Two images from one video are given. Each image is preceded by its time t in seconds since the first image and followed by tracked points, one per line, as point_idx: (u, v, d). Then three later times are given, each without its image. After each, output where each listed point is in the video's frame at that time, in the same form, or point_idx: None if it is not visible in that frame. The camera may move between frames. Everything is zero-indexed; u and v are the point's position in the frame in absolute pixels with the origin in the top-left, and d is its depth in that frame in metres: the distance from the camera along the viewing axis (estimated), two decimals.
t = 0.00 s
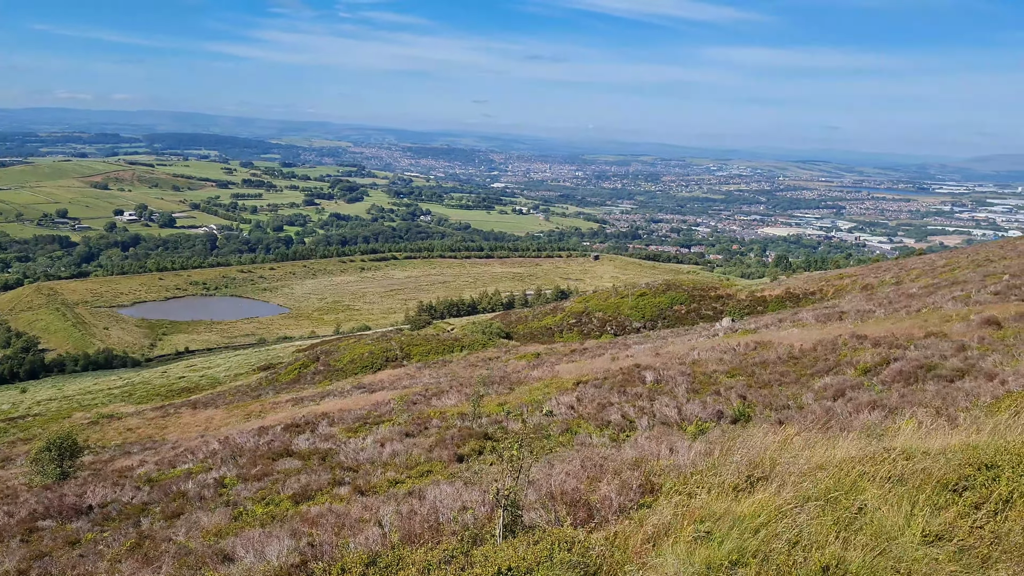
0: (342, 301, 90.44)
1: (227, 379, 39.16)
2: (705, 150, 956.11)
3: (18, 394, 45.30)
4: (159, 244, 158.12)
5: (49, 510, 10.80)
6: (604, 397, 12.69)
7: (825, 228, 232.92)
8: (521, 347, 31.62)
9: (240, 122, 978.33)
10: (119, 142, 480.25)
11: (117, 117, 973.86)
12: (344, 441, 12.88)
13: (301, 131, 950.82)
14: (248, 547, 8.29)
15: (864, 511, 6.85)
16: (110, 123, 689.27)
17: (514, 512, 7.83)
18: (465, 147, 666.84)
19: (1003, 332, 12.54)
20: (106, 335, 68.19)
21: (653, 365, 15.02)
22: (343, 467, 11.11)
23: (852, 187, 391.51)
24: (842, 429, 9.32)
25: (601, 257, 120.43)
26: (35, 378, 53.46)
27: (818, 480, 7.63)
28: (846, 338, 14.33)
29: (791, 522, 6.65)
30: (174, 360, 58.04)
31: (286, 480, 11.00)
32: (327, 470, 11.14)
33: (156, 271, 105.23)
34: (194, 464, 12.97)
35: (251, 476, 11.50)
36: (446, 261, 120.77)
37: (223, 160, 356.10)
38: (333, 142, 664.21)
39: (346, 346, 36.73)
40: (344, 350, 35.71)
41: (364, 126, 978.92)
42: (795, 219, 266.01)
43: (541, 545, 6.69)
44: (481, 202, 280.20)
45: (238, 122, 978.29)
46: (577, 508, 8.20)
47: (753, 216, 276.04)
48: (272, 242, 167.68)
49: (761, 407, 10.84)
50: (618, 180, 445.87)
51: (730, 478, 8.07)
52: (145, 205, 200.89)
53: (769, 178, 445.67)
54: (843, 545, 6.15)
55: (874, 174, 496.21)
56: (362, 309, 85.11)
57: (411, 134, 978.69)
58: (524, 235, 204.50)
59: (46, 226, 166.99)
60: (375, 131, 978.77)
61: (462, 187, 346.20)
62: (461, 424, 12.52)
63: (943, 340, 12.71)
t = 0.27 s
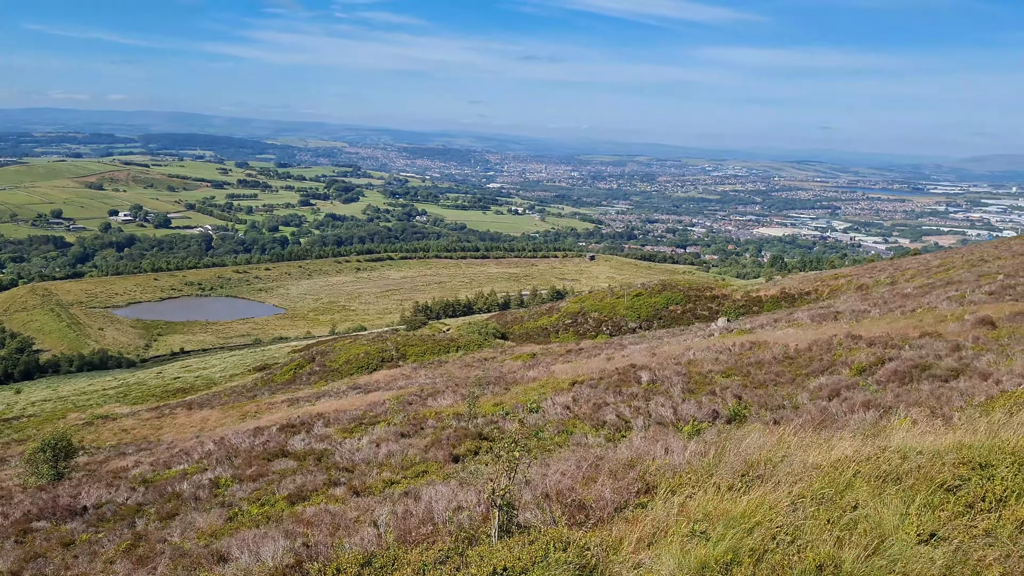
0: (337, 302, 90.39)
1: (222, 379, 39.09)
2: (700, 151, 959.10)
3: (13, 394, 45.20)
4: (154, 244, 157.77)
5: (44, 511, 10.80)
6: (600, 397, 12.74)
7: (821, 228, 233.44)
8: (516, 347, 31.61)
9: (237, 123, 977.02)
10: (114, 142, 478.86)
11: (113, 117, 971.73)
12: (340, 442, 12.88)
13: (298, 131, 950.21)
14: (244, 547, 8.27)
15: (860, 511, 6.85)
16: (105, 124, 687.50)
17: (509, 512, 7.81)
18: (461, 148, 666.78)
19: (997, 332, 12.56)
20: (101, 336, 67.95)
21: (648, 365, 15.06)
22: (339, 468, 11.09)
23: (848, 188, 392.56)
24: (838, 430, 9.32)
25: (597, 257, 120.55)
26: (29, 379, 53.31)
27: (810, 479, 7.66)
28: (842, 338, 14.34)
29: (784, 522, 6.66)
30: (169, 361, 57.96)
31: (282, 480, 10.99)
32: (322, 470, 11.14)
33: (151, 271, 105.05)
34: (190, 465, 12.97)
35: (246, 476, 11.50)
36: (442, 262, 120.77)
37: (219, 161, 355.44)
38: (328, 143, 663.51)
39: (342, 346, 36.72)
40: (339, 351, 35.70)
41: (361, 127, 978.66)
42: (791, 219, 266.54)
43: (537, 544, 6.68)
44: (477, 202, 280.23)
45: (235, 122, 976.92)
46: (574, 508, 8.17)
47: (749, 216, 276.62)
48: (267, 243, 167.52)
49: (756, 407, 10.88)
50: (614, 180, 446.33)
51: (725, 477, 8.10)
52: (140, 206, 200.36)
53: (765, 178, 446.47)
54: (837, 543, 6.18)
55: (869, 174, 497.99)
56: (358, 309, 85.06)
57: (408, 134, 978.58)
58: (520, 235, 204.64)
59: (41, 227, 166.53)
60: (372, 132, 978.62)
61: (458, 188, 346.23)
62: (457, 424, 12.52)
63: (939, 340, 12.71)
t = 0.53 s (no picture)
0: (335, 302, 90.38)
1: (221, 380, 39.09)
2: (699, 151, 959.53)
3: (11, 395, 45.14)
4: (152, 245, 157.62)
5: (40, 512, 10.78)
6: (598, 397, 12.73)
7: (819, 228, 233.50)
8: (514, 347, 31.63)
9: (236, 123, 976.68)
10: (112, 142, 478.79)
11: (112, 118, 971.25)
12: (338, 442, 12.88)
13: (297, 132, 950.20)
14: (241, 548, 8.25)
15: (858, 510, 6.85)
16: (104, 125, 687.27)
17: (506, 513, 7.80)
18: (460, 148, 666.64)
19: (995, 332, 12.56)
20: (99, 336, 67.89)
21: (646, 365, 15.04)
22: (336, 468, 11.11)
23: (846, 188, 392.83)
24: (836, 430, 9.32)
25: (595, 257, 120.55)
26: (27, 380, 53.28)
27: (807, 479, 7.65)
28: (840, 338, 14.35)
29: (780, 523, 6.65)
30: (167, 361, 57.93)
31: (279, 481, 10.99)
32: (320, 471, 11.14)
33: (149, 271, 105.02)
34: (188, 466, 12.95)
35: (244, 477, 11.49)
36: (441, 262, 120.73)
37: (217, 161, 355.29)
38: (327, 143, 663.31)
39: (341, 346, 36.69)
40: (338, 351, 35.67)
41: (360, 127, 978.79)
42: (789, 219, 266.57)
43: (535, 545, 6.66)
44: (475, 202, 280.17)
45: (234, 123, 976.64)
46: (571, 509, 8.16)
47: (747, 217, 276.72)
48: (265, 243, 167.47)
49: (754, 407, 10.87)
50: (612, 180, 446.31)
51: (722, 477, 8.09)
52: (138, 206, 200.10)
53: (763, 178, 446.68)
54: (833, 542, 6.18)
55: (867, 174, 498.34)
56: (356, 310, 85.04)
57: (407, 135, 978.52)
58: (518, 235, 204.64)
59: (38, 227, 166.35)
60: (371, 132, 978.55)
61: (457, 188, 345.93)
62: (455, 424, 12.52)
63: (936, 340, 12.72)
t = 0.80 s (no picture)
0: (335, 303, 90.41)
1: (221, 381, 39.07)
2: (698, 152, 959.76)
3: (11, 397, 45.15)
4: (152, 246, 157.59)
5: (41, 513, 10.78)
6: (598, 398, 12.73)
7: (819, 228, 233.41)
8: (515, 348, 31.66)
9: (235, 124, 976.86)
10: (111, 143, 479.66)
11: (111, 119, 971.31)
12: (338, 443, 12.87)
13: (297, 133, 950.33)
14: (242, 549, 8.24)
15: (858, 510, 6.85)
16: (104, 127, 687.47)
17: (506, 512, 7.80)
18: (459, 149, 666.56)
19: (995, 331, 12.57)
20: (99, 338, 67.95)
21: (646, 366, 15.05)
22: (337, 469, 11.11)
23: (846, 188, 392.80)
24: (836, 429, 9.31)
25: (595, 258, 120.56)
26: (27, 381, 53.28)
27: (808, 479, 7.63)
28: (839, 338, 14.36)
29: (780, 521, 6.66)
30: (167, 362, 57.95)
31: (279, 482, 10.98)
32: (320, 471, 11.15)
33: (149, 273, 105.10)
34: (188, 467, 12.95)
35: (244, 478, 11.49)
36: (441, 263, 120.72)
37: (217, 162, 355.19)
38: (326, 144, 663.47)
39: (341, 348, 36.72)
40: (338, 352, 35.67)
41: (360, 128, 978.88)
42: (789, 219, 266.42)
43: (535, 546, 6.66)
44: (475, 203, 280.11)
45: (234, 124, 976.82)
46: (572, 509, 8.16)
47: (747, 217, 276.69)
48: (265, 244, 167.46)
49: (754, 408, 10.87)
50: (612, 181, 446.39)
51: (721, 477, 8.10)
52: (138, 207, 199.95)
53: (763, 178, 446.62)
54: (832, 542, 6.18)
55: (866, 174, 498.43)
56: (356, 311, 85.05)
57: (406, 135, 978.77)
58: (518, 236, 204.61)
59: (39, 229, 166.35)
60: (371, 133, 978.58)
61: (456, 189, 345.74)
62: (455, 425, 12.53)
63: (936, 340, 12.72)
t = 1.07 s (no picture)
0: (336, 305, 90.43)
1: (221, 383, 39.04)
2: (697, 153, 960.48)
3: (11, 400, 45.12)
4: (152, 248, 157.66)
5: (42, 516, 10.77)
6: (599, 399, 12.72)
7: (819, 228, 233.44)
8: (515, 349, 31.66)
9: (235, 126, 977.08)
10: (111, 146, 479.82)
11: (111, 122, 971.35)
12: (338, 445, 12.88)
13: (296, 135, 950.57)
14: (243, 551, 8.25)
15: (858, 510, 6.84)
16: (103, 129, 687.46)
17: (506, 514, 7.80)
18: (459, 151, 666.72)
19: (996, 331, 12.57)
20: (99, 340, 67.96)
21: (647, 366, 15.04)
22: (337, 471, 11.11)
23: (845, 188, 393.02)
24: (836, 429, 9.30)
25: (595, 258, 120.60)
26: (28, 384, 53.26)
27: (807, 480, 7.63)
28: (840, 338, 14.34)
29: (779, 522, 6.67)
30: (167, 365, 57.94)
31: (279, 485, 10.97)
32: (320, 474, 11.13)
33: (149, 275, 105.11)
34: (188, 469, 12.96)
35: (244, 480, 11.49)
36: (441, 264, 120.74)
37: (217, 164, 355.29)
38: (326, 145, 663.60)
39: (341, 349, 36.72)
40: (338, 354, 35.68)
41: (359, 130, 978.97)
42: (789, 219, 266.48)
43: (535, 546, 6.66)
44: (475, 204, 280.22)
45: (233, 125, 976.96)
46: (571, 509, 8.17)
47: (747, 217, 276.74)
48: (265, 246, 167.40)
49: (754, 408, 10.85)
50: (612, 181, 446.53)
51: (721, 478, 8.10)
52: (138, 209, 200.13)
53: (762, 178, 446.83)
54: (832, 542, 6.17)
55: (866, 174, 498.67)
56: (356, 312, 85.05)
57: (406, 137, 979.04)
58: (518, 237, 204.66)
59: (39, 231, 166.33)
60: (371, 134, 978.66)
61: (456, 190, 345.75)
62: (455, 426, 12.53)
63: (936, 339, 12.71)
